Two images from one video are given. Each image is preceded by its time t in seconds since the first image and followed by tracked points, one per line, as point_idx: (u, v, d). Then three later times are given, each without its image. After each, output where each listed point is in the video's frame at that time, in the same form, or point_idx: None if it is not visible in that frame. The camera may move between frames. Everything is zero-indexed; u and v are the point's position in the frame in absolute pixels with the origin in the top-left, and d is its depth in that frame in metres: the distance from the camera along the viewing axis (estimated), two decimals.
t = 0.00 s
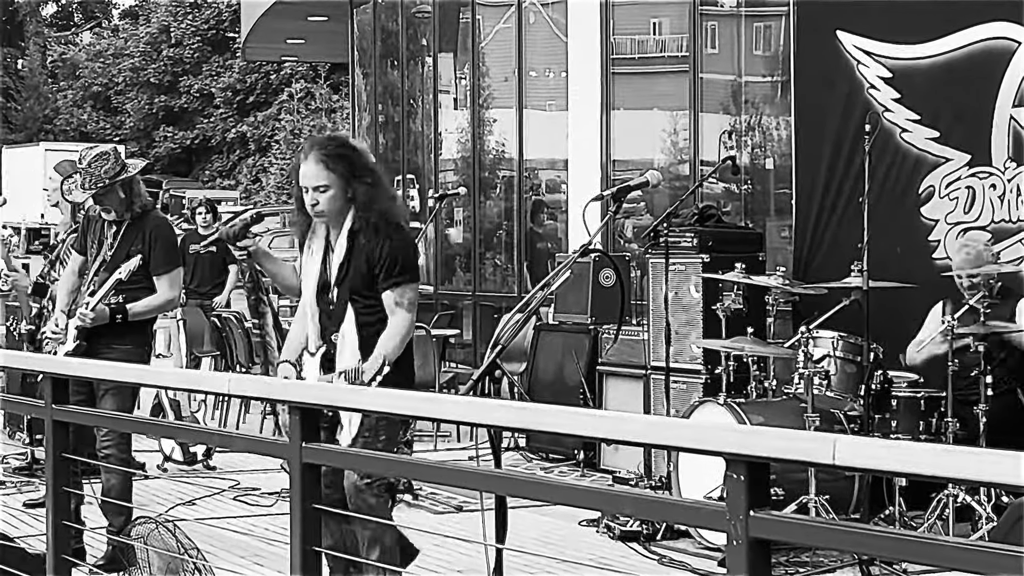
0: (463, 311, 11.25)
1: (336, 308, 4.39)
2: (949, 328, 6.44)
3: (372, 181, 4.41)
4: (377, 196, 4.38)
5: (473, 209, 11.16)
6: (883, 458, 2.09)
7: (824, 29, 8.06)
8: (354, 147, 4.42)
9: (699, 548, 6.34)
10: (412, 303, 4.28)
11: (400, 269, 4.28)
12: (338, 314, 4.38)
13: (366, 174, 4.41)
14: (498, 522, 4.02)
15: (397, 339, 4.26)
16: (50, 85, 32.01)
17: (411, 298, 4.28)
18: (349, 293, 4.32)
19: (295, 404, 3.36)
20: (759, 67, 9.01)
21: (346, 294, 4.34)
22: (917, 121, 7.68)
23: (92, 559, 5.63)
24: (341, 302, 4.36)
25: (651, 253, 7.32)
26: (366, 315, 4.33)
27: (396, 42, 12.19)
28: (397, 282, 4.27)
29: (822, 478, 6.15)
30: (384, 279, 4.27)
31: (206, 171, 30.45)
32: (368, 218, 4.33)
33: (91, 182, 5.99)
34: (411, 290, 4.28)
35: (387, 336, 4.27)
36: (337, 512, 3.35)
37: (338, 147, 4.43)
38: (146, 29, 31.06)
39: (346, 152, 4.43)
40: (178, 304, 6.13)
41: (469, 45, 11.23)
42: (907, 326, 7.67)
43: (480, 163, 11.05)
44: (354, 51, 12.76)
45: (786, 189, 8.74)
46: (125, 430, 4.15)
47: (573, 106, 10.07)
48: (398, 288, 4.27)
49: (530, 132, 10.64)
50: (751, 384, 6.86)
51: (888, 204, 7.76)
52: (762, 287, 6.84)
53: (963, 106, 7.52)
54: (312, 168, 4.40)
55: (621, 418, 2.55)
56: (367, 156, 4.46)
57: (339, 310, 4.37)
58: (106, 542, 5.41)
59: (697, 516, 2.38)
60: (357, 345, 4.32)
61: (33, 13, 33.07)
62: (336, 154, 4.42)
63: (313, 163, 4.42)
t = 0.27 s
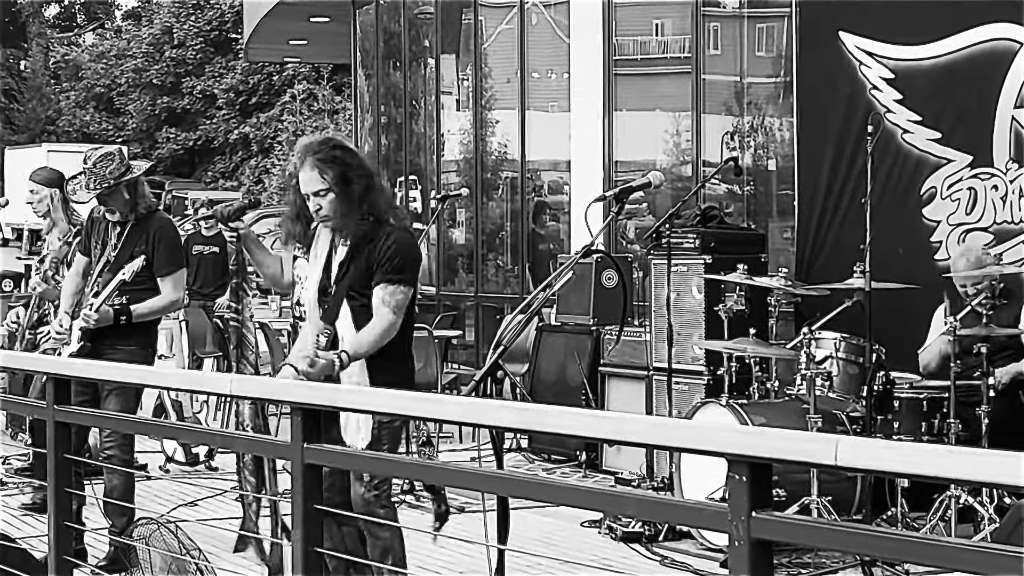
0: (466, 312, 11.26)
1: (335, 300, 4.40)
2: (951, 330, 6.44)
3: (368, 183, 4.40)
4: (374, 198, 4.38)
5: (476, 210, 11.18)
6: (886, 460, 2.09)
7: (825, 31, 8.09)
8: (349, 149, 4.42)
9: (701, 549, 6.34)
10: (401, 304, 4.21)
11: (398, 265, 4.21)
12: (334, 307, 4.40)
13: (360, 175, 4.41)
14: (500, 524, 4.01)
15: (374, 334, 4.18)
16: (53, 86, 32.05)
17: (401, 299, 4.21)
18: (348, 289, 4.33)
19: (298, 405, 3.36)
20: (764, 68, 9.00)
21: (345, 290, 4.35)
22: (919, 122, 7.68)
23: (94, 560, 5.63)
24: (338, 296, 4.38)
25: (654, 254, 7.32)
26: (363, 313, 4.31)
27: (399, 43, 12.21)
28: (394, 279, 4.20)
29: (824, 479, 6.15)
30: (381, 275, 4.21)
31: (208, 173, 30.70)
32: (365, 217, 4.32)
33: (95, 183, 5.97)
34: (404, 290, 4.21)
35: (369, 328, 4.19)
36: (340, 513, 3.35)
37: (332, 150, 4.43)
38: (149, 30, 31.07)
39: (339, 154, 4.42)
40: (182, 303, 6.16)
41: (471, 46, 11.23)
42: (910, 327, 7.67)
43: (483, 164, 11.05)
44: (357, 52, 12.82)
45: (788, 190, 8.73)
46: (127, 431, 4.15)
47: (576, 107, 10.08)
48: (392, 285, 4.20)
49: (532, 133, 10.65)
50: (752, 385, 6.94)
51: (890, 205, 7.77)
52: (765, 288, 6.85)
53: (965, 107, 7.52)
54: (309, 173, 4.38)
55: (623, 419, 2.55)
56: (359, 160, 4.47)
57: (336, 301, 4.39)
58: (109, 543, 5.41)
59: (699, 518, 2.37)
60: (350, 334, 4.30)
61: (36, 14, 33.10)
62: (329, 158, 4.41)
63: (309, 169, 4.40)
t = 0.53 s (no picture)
0: (467, 312, 11.27)
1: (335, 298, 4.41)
2: (953, 330, 6.43)
3: (401, 205, 4.33)
4: (404, 223, 4.31)
5: (477, 211, 11.18)
6: (887, 460, 2.09)
7: (826, 31, 8.12)
8: (388, 169, 4.35)
9: (703, 549, 6.34)
10: (391, 334, 4.19)
11: (401, 297, 4.20)
12: (330, 305, 4.43)
13: (394, 198, 4.33)
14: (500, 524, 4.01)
15: (347, 341, 4.16)
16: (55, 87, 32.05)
17: (394, 329, 4.19)
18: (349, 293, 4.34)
19: (299, 405, 3.36)
20: (766, 69, 8.98)
21: (344, 292, 4.37)
22: (920, 122, 7.68)
23: (96, 561, 5.63)
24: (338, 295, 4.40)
25: (655, 255, 7.32)
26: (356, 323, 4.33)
27: (400, 43, 12.22)
28: (394, 308, 4.19)
29: (825, 480, 6.16)
30: (384, 299, 4.20)
31: (212, 173, 30.32)
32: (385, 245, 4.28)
33: (99, 183, 5.97)
34: (398, 321, 4.19)
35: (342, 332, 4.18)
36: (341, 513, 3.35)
37: (371, 168, 4.35)
38: (151, 31, 31.06)
39: (377, 173, 4.35)
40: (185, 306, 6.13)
41: (473, 47, 11.24)
42: (909, 327, 7.67)
43: (484, 164, 11.06)
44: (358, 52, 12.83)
45: (789, 191, 8.73)
46: (129, 431, 4.15)
47: (578, 108, 10.09)
48: (387, 314, 4.18)
49: (533, 134, 10.65)
50: (754, 385, 6.96)
51: (891, 205, 7.77)
52: (766, 288, 6.85)
53: (966, 107, 7.51)
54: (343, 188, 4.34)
55: (624, 419, 2.55)
56: (401, 179, 4.38)
57: (333, 299, 4.43)
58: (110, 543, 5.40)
59: (700, 518, 2.37)
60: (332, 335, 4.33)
61: (36, 15, 33.10)
62: (367, 175, 4.35)
63: (345, 182, 4.36)
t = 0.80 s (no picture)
0: (468, 313, 11.27)
1: (336, 303, 4.42)
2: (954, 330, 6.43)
3: (402, 196, 4.39)
4: (406, 210, 4.36)
5: (478, 211, 11.18)
6: (889, 460, 2.09)
7: (828, 32, 8.13)
8: (388, 160, 4.41)
9: (704, 550, 6.34)
10: (407, 324, 4.21)
11: (409, 285, 4.20)
12: (334, 309, 4.40)
13: (394, 188, 4.40)
14: (502, 525, 4.01)
15: (374, 352, 4.19)
16: (55, 87, 32.04)
17: (408, 318, 4.21)
18: (351, 295, 4.32)
19: (300, 405, 3.36)
20: (767, 70, 8.97)
21: (346, 296, 4.34)
22: (921, 122, 7.67)
23: (97, 561, 5.62)
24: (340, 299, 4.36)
25: (656, 256, 7.32)
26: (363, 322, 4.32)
27: (401, 44, 12.23)
28: (402, 298, 4.19)
29: (826, 480, 6.16)
30: (391, 288, 4.20)
31: (214, 175, 29.92)
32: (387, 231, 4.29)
33: (102, 184, 5.98)
34: (411, 310, 4.21)
35: (368, 342, 4.20)
36: (343, 513, 3.35)
37: (370, 157, 4.42)
38: (151, 31, 31.06)
39: (376, 162, 4.41)
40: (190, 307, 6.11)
41: (474, 47, 11.24)
42: (911, 328, 7.67)
43: (485, 165, 11.06)
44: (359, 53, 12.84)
45: (790, 191, 8.70)
46: (130, 431, 4.15)
47: (579, 108, 10.10)
48: (400, 305, 4.20)
49: (534, 134, 10.66)
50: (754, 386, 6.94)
51: (892, 205, 7.77)
52: (767, 288, 6.85)
53: (967, 107, 7.51)
54: (341, 176, 4.39)
55: (626, 419, 2.54)
56: (400, 170, 4.45)
57: (336, 306, 4.39)
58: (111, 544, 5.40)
59: (701, 518, 2.37)
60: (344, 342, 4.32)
61: (37, 16, 33.10)
62: (366, 164, 4.41)
63: (343, 171, 4.41)
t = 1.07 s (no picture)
0: (468, 313, 11.28)
1: (340, 308, 4.44)
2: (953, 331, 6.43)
3: (366, 189, 4.43)
4: (373, 200, 4.40)
5: (478, 212, 11.18)
6: (889, 462, 2.09)
7: (827, 33, 8.12)
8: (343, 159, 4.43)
9: (704, 550, 6.34)
10: (419, 303, 4.27)
11: (410, 268, 4.27)
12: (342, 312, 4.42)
13: (356, 184, 4.43)
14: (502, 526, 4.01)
15: (402, 337, 4.25)
16: (55, 88, 32.08)
17: (417, 299, 4.28)
18: (355, 290, 4.34)
19: (300, 407, 3.36)
20: (767, 70, 9.01)
21: (351, 291, 4.36)
22: (920, 123, 7.68)
23: (97, 562, 5.62)
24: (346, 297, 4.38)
25: (656, 256, 7.31)
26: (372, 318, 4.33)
27: (401, 44, 12.24)
28: (407, 281, 4.26)
29: (826, 481, 6.17)
30: (392, 280, 4.26)
31: (212, 174, 30.26)
32: (364, 225, 4.35)
33: (101, 186, 5.92)
34: (418, 290, 4.28)
35: (392, 328, 4.26)
36: (342, 514, 3.35)
37: (324, 161, 4.44)
38: (151, 31, 31.08)
39: (332, 164, 4.43)
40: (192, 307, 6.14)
41: (474, 47, 11.25)
42: (910, 328, 7.68)
43: (485, 165, 11.06)
44: (359, 53, 12.85)
45: (790, 191, 8.74)
46: (130, 433, 4.15)
47: (578, 108, 10.10)
48: (407, 288, 4.26)
49: (534, 134, 10.66)
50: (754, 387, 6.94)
51: (892, 206, 7.77)
52: (767, 289, 6.84)
53: (967, 108, 7.52)
54: (303, 189, 4.41)
55: (625, 420, 2.54)
56: (356, 166, 4.48)
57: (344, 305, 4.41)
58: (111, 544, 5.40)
59: (700, 519, 2.36)
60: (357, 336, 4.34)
61: (38, 16, 33.08)
62: (323, 170, 4.43)
63: (303, 183, 4.43)
